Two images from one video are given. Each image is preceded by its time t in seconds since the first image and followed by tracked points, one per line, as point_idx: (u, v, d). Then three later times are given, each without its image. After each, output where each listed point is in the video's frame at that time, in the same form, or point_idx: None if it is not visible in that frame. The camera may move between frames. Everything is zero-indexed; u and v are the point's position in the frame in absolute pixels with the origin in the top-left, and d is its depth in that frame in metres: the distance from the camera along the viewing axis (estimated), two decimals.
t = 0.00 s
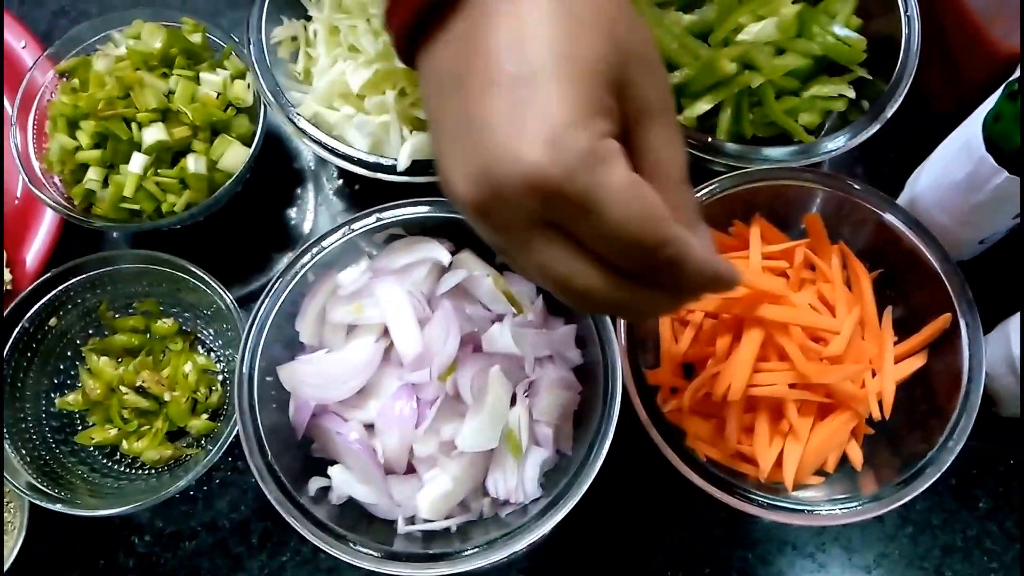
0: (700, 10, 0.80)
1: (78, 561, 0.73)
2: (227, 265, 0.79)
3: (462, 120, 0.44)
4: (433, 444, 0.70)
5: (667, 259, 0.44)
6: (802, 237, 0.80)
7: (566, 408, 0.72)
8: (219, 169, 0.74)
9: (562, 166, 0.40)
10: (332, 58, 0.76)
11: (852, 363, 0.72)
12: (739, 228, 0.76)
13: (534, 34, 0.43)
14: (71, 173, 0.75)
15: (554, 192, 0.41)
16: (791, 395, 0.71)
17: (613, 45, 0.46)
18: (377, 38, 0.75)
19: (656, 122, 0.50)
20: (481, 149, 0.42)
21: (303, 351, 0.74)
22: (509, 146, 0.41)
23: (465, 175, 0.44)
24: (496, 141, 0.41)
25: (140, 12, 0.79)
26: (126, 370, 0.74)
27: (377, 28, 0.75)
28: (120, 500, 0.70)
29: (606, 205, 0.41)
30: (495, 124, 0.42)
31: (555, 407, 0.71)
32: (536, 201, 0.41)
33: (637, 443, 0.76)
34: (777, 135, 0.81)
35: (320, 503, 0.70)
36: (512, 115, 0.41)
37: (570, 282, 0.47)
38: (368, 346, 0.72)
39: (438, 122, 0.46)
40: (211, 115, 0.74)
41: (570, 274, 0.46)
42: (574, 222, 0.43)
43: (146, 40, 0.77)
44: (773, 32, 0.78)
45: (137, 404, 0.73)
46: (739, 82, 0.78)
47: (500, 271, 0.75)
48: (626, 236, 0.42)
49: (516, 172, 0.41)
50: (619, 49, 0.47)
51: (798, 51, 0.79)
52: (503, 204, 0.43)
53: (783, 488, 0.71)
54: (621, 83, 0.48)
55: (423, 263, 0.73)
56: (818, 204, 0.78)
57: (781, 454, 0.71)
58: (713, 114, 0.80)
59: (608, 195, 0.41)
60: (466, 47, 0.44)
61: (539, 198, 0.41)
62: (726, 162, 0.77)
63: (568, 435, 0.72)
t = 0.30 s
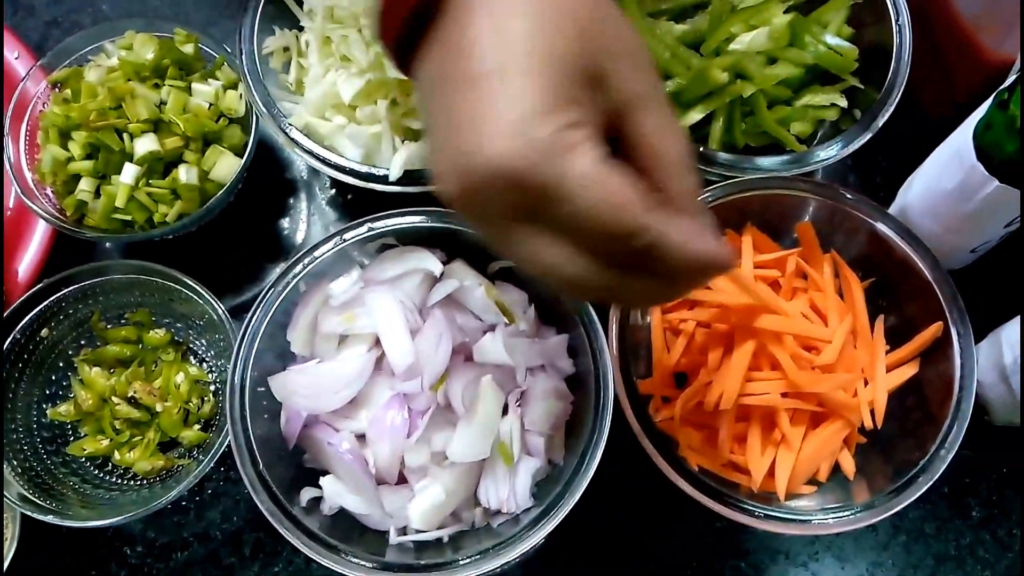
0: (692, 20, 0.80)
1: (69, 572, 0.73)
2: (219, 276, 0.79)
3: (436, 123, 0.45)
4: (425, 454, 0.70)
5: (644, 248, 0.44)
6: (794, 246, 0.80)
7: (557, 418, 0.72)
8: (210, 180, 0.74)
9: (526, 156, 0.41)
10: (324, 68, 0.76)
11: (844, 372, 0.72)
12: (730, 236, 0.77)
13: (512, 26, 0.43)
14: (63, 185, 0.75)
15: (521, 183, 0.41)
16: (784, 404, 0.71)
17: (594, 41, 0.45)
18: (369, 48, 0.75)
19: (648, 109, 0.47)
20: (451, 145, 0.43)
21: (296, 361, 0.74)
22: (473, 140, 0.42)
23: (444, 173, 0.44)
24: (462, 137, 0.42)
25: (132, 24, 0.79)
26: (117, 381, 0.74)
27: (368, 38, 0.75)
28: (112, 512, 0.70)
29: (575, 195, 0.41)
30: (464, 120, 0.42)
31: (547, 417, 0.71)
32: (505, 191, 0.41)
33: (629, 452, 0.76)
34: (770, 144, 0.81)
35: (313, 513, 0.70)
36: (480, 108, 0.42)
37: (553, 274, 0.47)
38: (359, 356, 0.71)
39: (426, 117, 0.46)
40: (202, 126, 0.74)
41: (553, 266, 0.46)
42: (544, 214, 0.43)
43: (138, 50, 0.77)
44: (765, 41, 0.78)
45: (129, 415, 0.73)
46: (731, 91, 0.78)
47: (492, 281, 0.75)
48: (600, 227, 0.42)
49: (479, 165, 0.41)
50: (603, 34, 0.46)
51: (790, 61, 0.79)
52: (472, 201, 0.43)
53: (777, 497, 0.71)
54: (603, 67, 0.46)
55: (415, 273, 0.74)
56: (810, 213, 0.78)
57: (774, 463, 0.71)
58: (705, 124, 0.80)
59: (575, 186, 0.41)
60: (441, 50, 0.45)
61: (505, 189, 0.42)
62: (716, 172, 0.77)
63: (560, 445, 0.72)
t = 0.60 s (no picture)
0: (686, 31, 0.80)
1: None
2: (213, 288, 0.79)
3: (494, 37, 0.42)
4: (419, 466, 0.70)
5: (701, 172, 0.48)
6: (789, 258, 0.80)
7: (551, 430, 0.72)
8: (204, 192, 0.74)
9: (640, 49, 0.42)
10: (318, 80, 0.76)
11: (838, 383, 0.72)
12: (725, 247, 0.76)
13: None
14: (57, 197, 0.75)
15: (632, 78, 0.42)
16: (779, 416, 0.71)
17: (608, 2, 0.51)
18: (363, 60, 0.75)
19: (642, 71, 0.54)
20: (552, 41, 0.41)
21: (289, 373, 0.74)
22: (585, 30, 0.41)
23: (528, 72, 0.41)
24: (570, 31, 0.41)
25: (125, 36, 0.79)
26: (111, 394, 0.74)
27: (362, 50, 0.75)
28: (106, 524, 0.70)
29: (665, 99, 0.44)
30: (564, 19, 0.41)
31: (540, 429, 0.71)
32: (616, 87, 0.42)
33: (623, 464, 0.76)
34: (763, 156, 0.81)
35: (306, 526, 0.70)
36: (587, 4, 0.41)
37: (623, 239, 0.45)
38: (353, 368, 0.72)
39: (452, 36, 0.43)
40: (196, 139, 0.74)
41: (604, 180, 0.42)
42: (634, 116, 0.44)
43: (131, 63, 0.77)
44: (759, 52, 0.78)
45: (123, 427, 0.73)
46: (725, 103, 0.78)
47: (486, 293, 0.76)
48: (675, 138, 0.45)
49: (601, 56, 0.41)
50: None
51: (784, 72, 0.79)
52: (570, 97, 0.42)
53: (771, 510, 0.71)
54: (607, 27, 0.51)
55: (409, 284, 0.74)
56: (804, 224, 0.78)
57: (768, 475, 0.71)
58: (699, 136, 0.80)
59: (668, 88, 0.44)
60: None
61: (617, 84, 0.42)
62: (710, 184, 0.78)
63: (553, 456, 0.72)
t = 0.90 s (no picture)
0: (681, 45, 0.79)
1: None
2: (209, 301, 0.79)
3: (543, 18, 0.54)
4: (414, 479, 0.70)
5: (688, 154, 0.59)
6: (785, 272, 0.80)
7: (547, 444, 0.72)
8: (200, 206, 0.74)
9: (662, 52, 0.55)
10: (313, 94, 0.76)
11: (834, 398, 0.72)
12: (720, 261, 0.77)
13: None
14: (53, 211, 0.75)
15: (650, 76, 0.55)
16: (775, 429, 0.71)
17: None
18: (359, 74, 0.75)
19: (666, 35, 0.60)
20: (590, 39, 0.54)
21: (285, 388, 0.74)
22: (624, 33, 0.54)
23: (565, 56, 0.55)
24: (607, 33, 0.54)
25: (122, 50, 0.79)
26: (107, 407, 0.73)
27: (359, 64, 0.75)
28: (102, 538, 0.70)
29: (674, 94, 0.57)
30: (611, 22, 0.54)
31: (536, 442, 0.71)
32: (639, 77, 0.55)
33: (619, 477, 0.76)
34: (758, 169, 0.81)
35: (302, 540, 0.70)
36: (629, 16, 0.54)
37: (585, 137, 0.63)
38: (349, 381, 0.71)
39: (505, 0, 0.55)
40: (193, 152, 0.74)
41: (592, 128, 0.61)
42: (642, 113, 0.58)
43: (128, 76, 0.77)
44: (754, 66, 0.78)
45: (119, 441, 0.73)
46: (720, 116, 0.78)
47: (482, 307, 0.77)
48: (674, 132, 0.58)
49: (634, 57, 0.54)
50: None
51: (780, 85, 0.79)
52: (601, 77, 0.55)
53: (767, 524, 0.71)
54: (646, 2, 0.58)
55: (405, 298, 0.74)
56: (800, 238, 0.78)
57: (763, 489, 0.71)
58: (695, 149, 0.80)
59: (676, 98, 0.57)
60: None
61: (639, 76, 0.55)
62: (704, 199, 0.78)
63: (549, 470, 0.72)
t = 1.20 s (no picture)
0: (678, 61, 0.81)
1: None
2: (207, 316, 0.79)
3: (527, 49, 0.51)
4: (411, 496, 0.70)
5: (663, 179, 0.62)
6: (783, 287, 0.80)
7: (544, 460, 0.71)
8: (198, 222, 0.75)
9: (643, 86, 0.54)
10: (311, 109, 0.76)
11: (832, 414, 0.72)
12: (717, 277, 0.77)
13: None
14: (51, 226, 0.75)
15: (631, 109, 0.54)
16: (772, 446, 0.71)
17: None
18: (357, 90, 0.75)
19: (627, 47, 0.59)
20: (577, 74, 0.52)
21: (283, 403, 0.75)
22: (609, 71, 0.52)
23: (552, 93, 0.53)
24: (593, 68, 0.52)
25: (122, 66, 0.80)
26: (105, 422, 0.74)
27: (357, 80, 0.76)
28: (99, 554, 0.70)
29: (654, 124, 0.57)
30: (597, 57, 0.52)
31: (533, 458, 0.71)
32: (619, 110, 0.54)
33: (617, 493, 0.76)
34: (756, 185, 0.81)
35: (299, 555, 0.70)
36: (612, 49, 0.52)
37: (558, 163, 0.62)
38: (346, 398, 0.72)
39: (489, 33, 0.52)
40: (190, 168, 0.74)
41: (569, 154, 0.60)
42: (623, 142, 0.58)
43: (126, 92, 0.77)
44: (751, 82, 0.79)
45: (116, 456, 0.73)
46: (719, 132, 0.78)
47: (480, 322, 0.77)
48: (647, 160, 0.59)
49: (619, 93, 0.53)
50: None
51: (777, 101, 0.80)
52: (584, 112, 0.54)
53: (764, 540, 0.71)
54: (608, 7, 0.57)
55: (403, 313, 0.74)
56: (798, 253, 0.78)
57: (761, 506, 0.71)
58: (692, 165, 0.81)
59: (653, 127, 0.57)
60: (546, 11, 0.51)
61: (623, 111, 0.54)
62: (701, 215, 0.78)
63: (546, 486, 0.72)
